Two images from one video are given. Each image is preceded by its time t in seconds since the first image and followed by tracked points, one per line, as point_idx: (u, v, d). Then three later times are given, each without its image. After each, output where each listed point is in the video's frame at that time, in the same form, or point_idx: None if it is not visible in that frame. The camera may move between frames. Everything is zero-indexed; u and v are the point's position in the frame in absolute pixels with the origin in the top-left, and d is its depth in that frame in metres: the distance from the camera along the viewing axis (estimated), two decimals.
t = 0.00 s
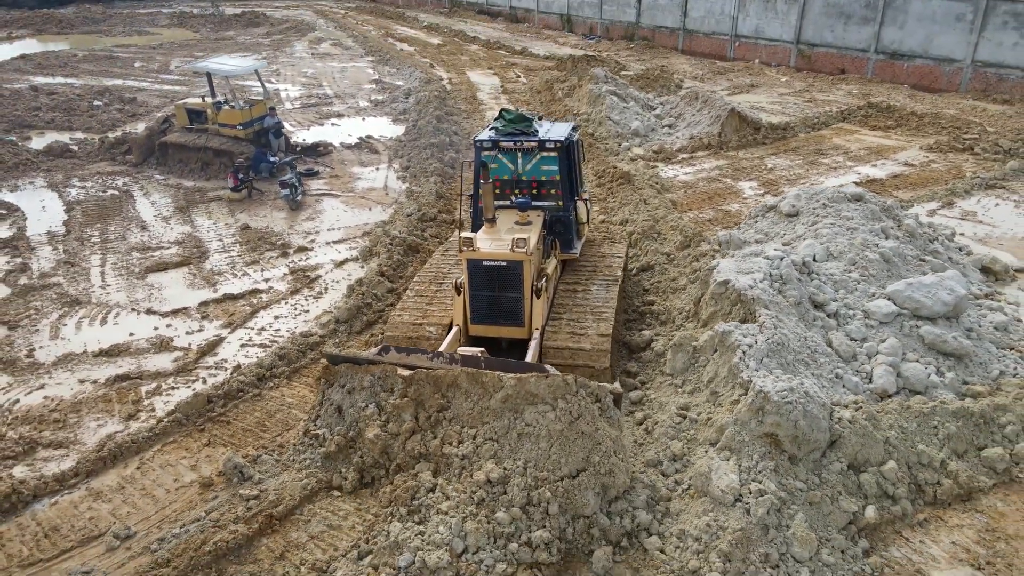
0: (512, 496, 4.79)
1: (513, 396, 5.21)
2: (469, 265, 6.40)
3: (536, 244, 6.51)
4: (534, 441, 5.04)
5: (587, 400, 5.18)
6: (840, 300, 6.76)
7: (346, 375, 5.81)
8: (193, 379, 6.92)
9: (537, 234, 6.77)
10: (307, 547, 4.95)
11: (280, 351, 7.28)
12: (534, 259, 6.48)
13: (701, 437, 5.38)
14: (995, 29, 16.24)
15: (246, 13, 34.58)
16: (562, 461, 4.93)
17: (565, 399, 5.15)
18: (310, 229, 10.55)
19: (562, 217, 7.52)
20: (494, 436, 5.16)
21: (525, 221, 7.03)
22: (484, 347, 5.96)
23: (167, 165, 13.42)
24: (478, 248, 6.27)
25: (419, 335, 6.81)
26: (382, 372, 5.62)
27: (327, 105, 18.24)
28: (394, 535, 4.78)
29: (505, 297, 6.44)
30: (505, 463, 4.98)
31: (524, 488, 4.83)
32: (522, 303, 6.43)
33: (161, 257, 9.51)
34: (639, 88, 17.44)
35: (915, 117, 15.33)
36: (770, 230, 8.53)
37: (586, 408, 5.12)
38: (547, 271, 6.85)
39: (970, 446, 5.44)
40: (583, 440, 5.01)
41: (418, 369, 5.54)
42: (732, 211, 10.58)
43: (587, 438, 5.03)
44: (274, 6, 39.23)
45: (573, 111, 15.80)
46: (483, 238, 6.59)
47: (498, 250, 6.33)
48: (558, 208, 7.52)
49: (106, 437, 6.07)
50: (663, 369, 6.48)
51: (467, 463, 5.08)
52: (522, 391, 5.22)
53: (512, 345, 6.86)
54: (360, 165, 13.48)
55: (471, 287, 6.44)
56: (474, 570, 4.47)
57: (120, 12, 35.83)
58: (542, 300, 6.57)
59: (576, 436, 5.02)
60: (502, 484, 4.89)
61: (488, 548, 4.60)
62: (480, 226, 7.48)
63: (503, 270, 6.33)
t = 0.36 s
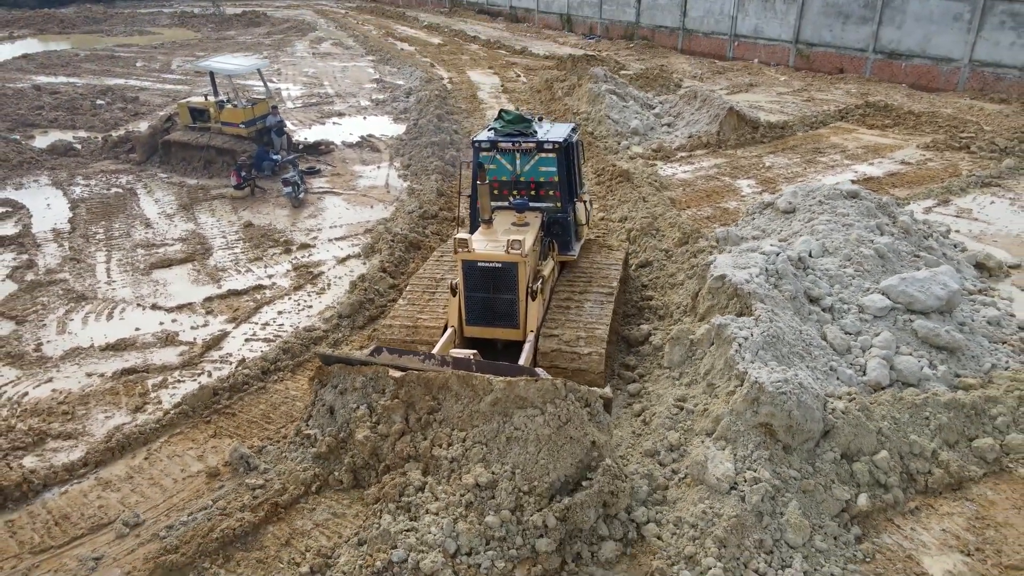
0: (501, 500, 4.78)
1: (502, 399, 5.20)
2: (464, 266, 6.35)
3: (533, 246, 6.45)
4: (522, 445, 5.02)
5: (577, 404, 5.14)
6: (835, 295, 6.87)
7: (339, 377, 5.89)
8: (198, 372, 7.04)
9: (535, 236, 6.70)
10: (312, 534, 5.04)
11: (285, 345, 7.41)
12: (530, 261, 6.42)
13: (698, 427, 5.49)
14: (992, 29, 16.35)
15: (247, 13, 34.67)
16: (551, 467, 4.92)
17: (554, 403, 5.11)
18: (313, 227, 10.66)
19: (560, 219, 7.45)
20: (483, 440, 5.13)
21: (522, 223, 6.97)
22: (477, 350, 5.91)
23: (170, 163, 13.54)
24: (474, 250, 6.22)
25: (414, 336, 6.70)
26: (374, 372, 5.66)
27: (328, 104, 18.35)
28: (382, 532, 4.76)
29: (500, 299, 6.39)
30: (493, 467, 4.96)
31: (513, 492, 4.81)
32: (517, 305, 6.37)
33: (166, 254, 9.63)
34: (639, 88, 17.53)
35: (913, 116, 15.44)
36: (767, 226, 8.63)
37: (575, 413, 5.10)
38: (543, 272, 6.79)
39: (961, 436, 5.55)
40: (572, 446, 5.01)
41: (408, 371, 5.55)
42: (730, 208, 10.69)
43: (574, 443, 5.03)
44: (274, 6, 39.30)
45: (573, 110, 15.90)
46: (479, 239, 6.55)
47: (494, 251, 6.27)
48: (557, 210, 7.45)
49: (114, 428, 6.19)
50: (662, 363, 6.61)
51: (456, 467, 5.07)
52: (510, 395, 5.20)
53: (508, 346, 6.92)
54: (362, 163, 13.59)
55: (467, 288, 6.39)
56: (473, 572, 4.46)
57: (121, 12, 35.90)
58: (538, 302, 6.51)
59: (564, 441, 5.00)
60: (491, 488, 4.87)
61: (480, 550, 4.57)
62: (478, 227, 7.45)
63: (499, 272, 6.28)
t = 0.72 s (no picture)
0: (488, 506, 4.76)
1: (490, 405, 5.10)
2: (458, 268, 6.23)
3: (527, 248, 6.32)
4: (508, 451, 4.97)
5: (564, 411, 5.06)
6: (831, 290, 6.96)
7: (329, 378, 5.78)
8: (203, 366, 7.14)
9: (531, 238, 6.56)
10: (315, 523, 5.14)
11: (288, 339, 7.52)
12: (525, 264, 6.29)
13: (694, 419, 5.60)
14: (990, 28, 16.45)
15: (247, 13, 34.77)
16: (536, 474, 4.89)
17: (541, 409, 5.04)
18: (314, 224, 10.76)
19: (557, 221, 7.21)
20: (471, 444, 5.07)
21: (519, 224, 6.79)
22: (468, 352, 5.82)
23: (173, 162, 13.64)
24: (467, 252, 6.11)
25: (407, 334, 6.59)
26: (364, 375, 5.56)
27: (329, 104, 18.45)
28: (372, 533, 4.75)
29: (494, 301, 6.27)
30: (480, 473, 4.93)
31: (500, 499, 4.79)
32: (511, 308, 6.26)
33: (169, 251, 9.73)
34: (637, 87, 17.63)
35: (910, 115, 15.54)
36: (764, 223, 8.72)
37: (562, 419, 5.02)
38: (539, 275, 6.66)
39: (953, 429, 5.65)
40: (559, 453, 4.95)
41: (399, 374, 5.44)
42: (728, 206, 10.78)
43: (561, 450, 4.97)
44: (274, 6, 39.41)
45: (573, 109, 16.01)
46: (473, 240, 6.43)
47: (488, 253, 6.16)
48: (554, 211, 7.22)
49: (121, 421, 6.30)
50: (660, 357, 6.72)
51: (443, 470, 5.03)
52: (498, 400, 5.12)
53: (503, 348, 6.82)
54: (363, 162, 13.69)
55: (460, 291, 6.28)
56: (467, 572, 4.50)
57: (122, 12, 35.99)
58: (532, 305, 6.40)
59: (551, 448, 4.95)
60: (477, 493, 4.84)
61: (472, 556, 4.57)
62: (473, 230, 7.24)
63: (493, 274, 6.17)
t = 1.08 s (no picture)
0: (470, 515, 4.69)
1: (475, 411, 5.07)
2: (450, 271, 6.22)
3: (521, 251, 6.29)
4: (491, 459, 4.91)
5: (549, 419, 4.97)
6: (826, 286, 7.05)
7: (319, 380, 5.75)
8: (207, 361, 7.24)
9: (525, 240, 6.52)
10: (318, 509, 5.20)
11: (290, 335, 7.63)
12: (518, 267, 6.26)
13: (691, 412, 5.69)
14: (988, 28, 16.54)
15: (248, 13, 34.84)
16: (520, 482, 4.82)
17: (525, 416, 4.97)
18: (316, 222, 10.86)
19: (553, 224, 7.11)
20: (455, 451, 5.03)
21: (514, 227, 6.74)
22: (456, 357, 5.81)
23: (175, 160, 13.73)
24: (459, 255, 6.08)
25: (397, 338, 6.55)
26: (353, 378, 5.57)
27: (329, 103, 18.54)
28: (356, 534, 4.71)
29: (486, 305, 6.26)
30: (463, 480, 4.87)
31: (482, 507, 4.73)
32: (503, 311, 6.25)
33: (172, 248, 9.82)
34: (637, 86, 17.72)
35: (908, 114, 15.62)
36: (761, 221, 8.80)
37: (547, 427, 4.94)
38: (533, 278, 6.62)
39: (946, 421, 5.75)
40: (542, 460, 4.88)
41: (386, 378, 5.47)
42: (726, 204, 10.86)
43: (545, 458, 4.88)
44: (275, 6, 39.49)
45: (572, 108, 16.10)
46: (467, 243, 6.41)
47: (480, 256, 6.13)
48: (550, 214, 7.11)
49: (126, 414, 6.39)
50: (657, 351, 6.81)
51: (427, 477, 4.98)
52: (483, 407, 5.07)
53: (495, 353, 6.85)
54: (363, 160, 13.78)
55: (453, 293, 6.28)
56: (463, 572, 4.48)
57: (122, 12, 36.06)
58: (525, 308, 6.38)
59: (535, 455, 4.88)
60: (460, 501, 4.78)
61: (461, 565, 4.51)
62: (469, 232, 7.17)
63: (485, 278, 6.15)
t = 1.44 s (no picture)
0: (450, 525, 4.62)
1: (458, 419, 4.95)
2: (441, 275, 6.15)
3: (512, 256, 6.20)
4: (473, 468, 4.82)
5: (531, 429, 4.87)
6: (822, 282, 7.13)
7: (306, 381, 5.62)
8: (210, 357, 7.32)
9: (518, 244, 6.42)
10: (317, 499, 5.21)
11: (292, 331, 7.72)
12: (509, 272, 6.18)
13: (688, 406, 5.78)
14: (985, 28, 16.61)
15: (248, 13, 34.90)
16: (501, 494, 4.75)
17: (509, 426, 4.87)
18: (317, 220, 10.94)
19: (548, 227, 7.04)
20: (437, 459, 4.95)
21: (507, 230, 6.67)
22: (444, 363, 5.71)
23: (177, 159, 13.82)
24: (449, 258, 6.01)
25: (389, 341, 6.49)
26: (339, 382, 5.43)
27: (330, 102, 18.63)
28: (332, 531, 4.72)
29: (476, 309, 6.18)
30: (444, 489, 4.79)
31: (463, 517, 4.66)
32: (494, 316, 6.18)
33: (175, 246, 9.91)
34: (636, 86, 17.80)
35: (905, 113, 15.70)
36: (758, 218, 8.88)
37: (529, 438, 4.84)
38: (526, 282, 6.53)
39: (939, 414, 5.83)
40: (523, 471, 4.80)
41: (371, 382, 5.34)
42: (725, 203, 10.94)
43: (526, 469, 4.81)
44: (275, 6, 39.57)
45: (572, 108, 16.18)
46: (459, 246, 6.32)
47: (471, 260, 6.06)
48: (545, 217, 7.04)
49: (131, 408, 6.47)
50: (655, 347, 6.90)
51: (408, 483, 4.92)
52: (466, 415, 4.95)
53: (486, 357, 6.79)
54: (364, 159, 13.86)
55: (443, 297, 6.20)
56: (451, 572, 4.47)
57: (124, 12, 36.14)
58: (516, 313, 6.29)
59: (517, 465, 4.80)
60: (441, 511, 4.70)
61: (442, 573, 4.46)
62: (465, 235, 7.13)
63: (476, 282, 6.07)
